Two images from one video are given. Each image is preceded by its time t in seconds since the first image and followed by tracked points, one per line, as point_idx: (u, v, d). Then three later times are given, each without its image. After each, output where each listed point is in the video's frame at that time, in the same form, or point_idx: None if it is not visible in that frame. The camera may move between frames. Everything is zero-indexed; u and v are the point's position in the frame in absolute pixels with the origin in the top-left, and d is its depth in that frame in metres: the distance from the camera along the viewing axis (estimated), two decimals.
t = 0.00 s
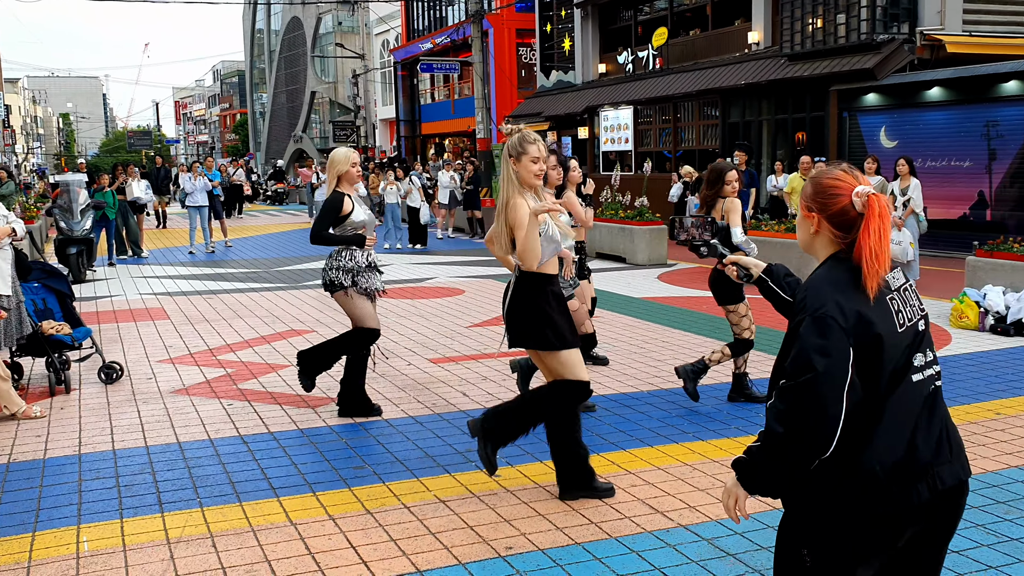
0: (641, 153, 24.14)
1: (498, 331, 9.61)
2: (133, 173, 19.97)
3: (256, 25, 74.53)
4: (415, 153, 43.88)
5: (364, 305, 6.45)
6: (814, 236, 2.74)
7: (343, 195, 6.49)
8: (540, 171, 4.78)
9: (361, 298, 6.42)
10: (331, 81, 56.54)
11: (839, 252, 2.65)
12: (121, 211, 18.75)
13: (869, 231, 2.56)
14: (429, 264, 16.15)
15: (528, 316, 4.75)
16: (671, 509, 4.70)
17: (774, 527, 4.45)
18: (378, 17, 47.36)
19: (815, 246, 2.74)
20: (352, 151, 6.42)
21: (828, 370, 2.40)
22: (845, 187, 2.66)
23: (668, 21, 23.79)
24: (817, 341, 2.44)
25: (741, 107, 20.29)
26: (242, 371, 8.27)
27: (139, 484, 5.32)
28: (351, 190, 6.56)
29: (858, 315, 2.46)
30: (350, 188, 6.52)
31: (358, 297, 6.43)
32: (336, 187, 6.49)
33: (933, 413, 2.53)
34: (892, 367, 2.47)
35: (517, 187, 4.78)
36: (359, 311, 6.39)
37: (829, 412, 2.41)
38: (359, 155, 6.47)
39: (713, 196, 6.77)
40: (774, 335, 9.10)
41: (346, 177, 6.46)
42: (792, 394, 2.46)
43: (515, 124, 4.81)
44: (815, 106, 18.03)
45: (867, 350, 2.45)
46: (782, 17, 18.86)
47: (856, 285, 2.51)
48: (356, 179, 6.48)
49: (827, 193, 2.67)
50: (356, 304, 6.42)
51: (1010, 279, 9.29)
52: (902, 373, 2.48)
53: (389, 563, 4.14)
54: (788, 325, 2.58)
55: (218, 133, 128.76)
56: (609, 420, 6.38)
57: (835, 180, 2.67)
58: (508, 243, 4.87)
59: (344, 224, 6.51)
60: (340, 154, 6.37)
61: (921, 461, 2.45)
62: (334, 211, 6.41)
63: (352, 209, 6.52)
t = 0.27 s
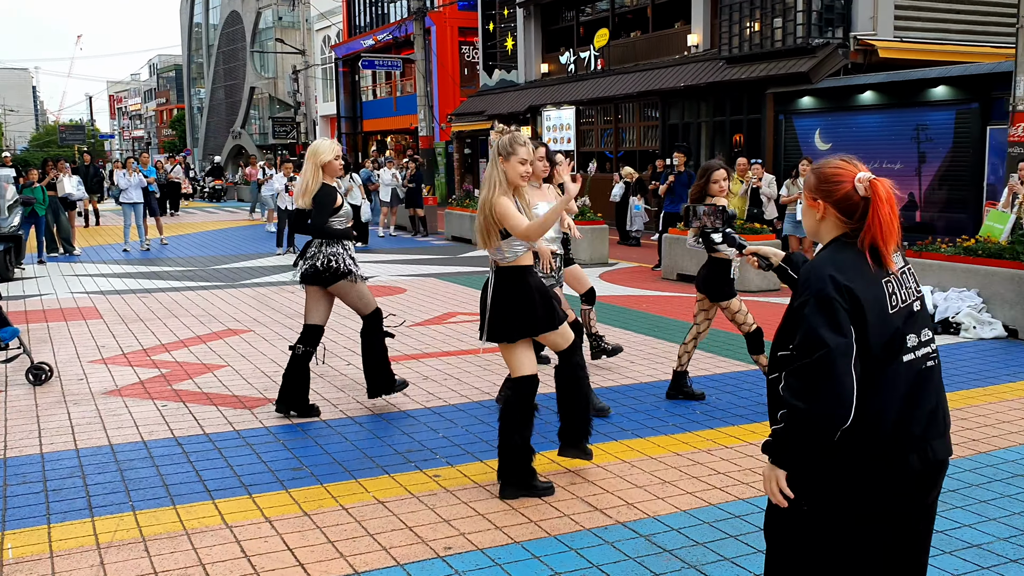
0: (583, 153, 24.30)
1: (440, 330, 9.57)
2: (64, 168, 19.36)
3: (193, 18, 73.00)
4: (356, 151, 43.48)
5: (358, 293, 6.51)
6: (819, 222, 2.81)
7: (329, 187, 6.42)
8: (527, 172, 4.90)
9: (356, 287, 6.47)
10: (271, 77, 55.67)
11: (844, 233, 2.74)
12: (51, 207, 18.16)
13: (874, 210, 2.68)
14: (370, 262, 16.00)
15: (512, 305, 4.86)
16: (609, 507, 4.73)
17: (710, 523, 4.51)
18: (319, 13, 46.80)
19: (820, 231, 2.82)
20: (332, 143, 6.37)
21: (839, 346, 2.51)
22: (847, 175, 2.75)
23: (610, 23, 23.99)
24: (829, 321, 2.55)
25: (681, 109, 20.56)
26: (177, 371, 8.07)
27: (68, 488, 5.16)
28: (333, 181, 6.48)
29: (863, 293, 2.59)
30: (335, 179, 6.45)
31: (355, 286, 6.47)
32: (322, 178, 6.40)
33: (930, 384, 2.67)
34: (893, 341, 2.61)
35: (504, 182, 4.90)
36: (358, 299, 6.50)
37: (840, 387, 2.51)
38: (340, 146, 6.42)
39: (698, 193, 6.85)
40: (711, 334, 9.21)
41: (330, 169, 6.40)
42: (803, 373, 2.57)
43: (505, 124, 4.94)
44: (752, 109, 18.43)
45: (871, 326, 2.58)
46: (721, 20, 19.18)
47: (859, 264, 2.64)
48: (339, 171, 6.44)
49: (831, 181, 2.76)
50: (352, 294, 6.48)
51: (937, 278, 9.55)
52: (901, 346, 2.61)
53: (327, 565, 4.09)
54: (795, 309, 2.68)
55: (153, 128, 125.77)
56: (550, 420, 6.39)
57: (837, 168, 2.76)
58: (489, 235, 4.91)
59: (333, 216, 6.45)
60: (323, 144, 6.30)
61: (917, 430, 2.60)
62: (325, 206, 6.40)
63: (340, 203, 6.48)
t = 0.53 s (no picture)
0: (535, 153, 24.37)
1: (391, 331, 9.50)
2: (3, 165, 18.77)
3: (139, 13, 71.55)
4: (306, 149, 42.99)
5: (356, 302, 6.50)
6: (819, 225, 2.93)
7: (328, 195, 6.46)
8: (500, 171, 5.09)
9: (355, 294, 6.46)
10: (219, 73, 54.79)
11: (843, 236, 2.86)
12: None
13: (870, 215, 2.81)
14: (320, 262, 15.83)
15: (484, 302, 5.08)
16: (559, 506, 4.74)
17: (657, 521, 4.55)
18: (268, 10, 46.21)
19: (820, 234, 2.93)
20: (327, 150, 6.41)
21: (837, 345, 2.67)
22: (844, 181, 2.86)
23: (562, 24, 24.12)
24: (823, 322, 2.70)
25: (631, 110, 20.72)
26: (121, 373, 7.87)
27: (4, 494, 4.99)
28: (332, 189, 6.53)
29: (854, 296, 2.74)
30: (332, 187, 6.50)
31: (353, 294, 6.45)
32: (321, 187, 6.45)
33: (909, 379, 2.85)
34: (877, 339, 2.78)
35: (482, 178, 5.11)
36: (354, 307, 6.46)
37: (835, 386, 2.66)
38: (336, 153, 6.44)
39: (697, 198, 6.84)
40: (659, 334, 9.28)
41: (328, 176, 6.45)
42: (802, 369, 2.71)
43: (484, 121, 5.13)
44: (700, 111, 18.64)
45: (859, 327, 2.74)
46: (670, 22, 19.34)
47: (852, 267, 2.79)
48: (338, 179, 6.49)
49: (830, 188, 2.87)
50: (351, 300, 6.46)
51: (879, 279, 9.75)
52: (882, 345, 2.79)
53: (274, 569, 4.03)
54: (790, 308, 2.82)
55: (97, 125, 122.89)
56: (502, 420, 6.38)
57: (835, 175, 2.88)
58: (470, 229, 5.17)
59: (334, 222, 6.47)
60: (318, 153, 6.35)
61: (902, 424, 2.78)
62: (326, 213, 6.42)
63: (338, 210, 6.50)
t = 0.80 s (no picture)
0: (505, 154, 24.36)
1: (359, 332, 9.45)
2: None
3: (103, 10, 70.50)
4: (274, 149, 42.61)
5: (345, 301, 6.53)
6: (837, 216, 3.28)
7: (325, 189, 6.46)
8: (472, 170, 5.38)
9: (343, 294, 6.51)
10: (185, 72, 54.14)
11: (860, 227, 3.22)
12: None
13: (885, 210, 3.16)
14: (288, 263, 15.70)
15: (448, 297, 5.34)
16: (527, 507, 4.74)
17: (625, 521, 4.57)
18: (235, 9, 45.78)
19: (838, 224, 3.30)
20: (328, 144, 6.41)
21: (819, 319, 3.06)
22: (863, 176, 3.20)
23: (531, 25, 24.18)
24: (817, 299, 3.08)
25: (600, 112, 20.81)
26: (84, 375, 7.75)
27: None
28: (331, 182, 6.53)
29: (861, 281, 3.08)
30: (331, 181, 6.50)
31: (343, 293, 6.50)
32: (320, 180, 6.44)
33: (915, 362, 3.16)
34: (885, 324, 3.09)
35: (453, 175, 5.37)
36: (341, 308, 6.50)
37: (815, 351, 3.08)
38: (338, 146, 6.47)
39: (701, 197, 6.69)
40: (626, 335, 9.32)
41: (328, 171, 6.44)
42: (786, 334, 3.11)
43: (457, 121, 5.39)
44: (668, 113, 18.77)
45: (866, 310, 3.07)
46: (638, 24, 19.42)
47: (865, 254, 3.13)
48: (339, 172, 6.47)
49: (848, 182, 3.22)
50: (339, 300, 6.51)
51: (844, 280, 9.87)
52: (894, 329, 3.11)
53: (240, 573, 3.99)
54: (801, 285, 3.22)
55: (60, 124, 120.87)
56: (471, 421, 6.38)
57: (854, 170, 3.22)
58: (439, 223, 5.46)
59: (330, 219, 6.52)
60: (318, 148, 6.36)
61: (896, 402, 3.11)
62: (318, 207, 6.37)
63: (335, 203, 6.51)
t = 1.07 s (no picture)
0: (491, 155, 24.36)
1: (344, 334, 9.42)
2: None
3: (87, 10, 70.08)
4: (258, 150, 42.45)
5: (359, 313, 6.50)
6: (880, 224, 3.49)
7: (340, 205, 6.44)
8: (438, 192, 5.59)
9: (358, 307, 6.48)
10: (169, 72, 53.82)
11: (905, 233, 3.42)
12: None
13: (930, 215, 3.36)
14: (272, 264, 15.65)
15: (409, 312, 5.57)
16: (513, 508, 4.74)
17: (612, 521, 4.58)
18: (220, 8, 45.60)
19: (881, 232, 3.50)
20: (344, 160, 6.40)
21: (894, 328, 3.18)
22: (905, 186, 3.42)
23: (517, 26, 24.23)
24: (888, 308, 3.21)
25: (586, 113, 20.86)
26: (67, 377, 7.69)
27: None
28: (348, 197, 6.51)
29: (922, 287, 3.25)
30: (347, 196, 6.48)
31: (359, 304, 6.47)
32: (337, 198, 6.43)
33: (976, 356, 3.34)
34: (949, 325, 3.26)
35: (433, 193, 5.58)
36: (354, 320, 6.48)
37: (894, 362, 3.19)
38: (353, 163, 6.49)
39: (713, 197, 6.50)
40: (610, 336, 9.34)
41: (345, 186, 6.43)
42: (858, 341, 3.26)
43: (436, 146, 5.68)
44: (653, 115, 18.79)
45: (931, 313, 3.23)
46: (624, 25, 19.46)
47: (919, 261, 3.30)
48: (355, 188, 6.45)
49: (892, 191, 3.43)
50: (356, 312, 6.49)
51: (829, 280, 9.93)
52: (955, 327, 3.27)
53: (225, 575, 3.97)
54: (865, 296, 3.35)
55: (42, 124, 119.89)
56: (458, 422, 6.37)
57: (895, 180, 3.43)
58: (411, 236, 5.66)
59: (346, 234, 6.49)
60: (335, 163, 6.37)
61: (967, 396, 3.28)
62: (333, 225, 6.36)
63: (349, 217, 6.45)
